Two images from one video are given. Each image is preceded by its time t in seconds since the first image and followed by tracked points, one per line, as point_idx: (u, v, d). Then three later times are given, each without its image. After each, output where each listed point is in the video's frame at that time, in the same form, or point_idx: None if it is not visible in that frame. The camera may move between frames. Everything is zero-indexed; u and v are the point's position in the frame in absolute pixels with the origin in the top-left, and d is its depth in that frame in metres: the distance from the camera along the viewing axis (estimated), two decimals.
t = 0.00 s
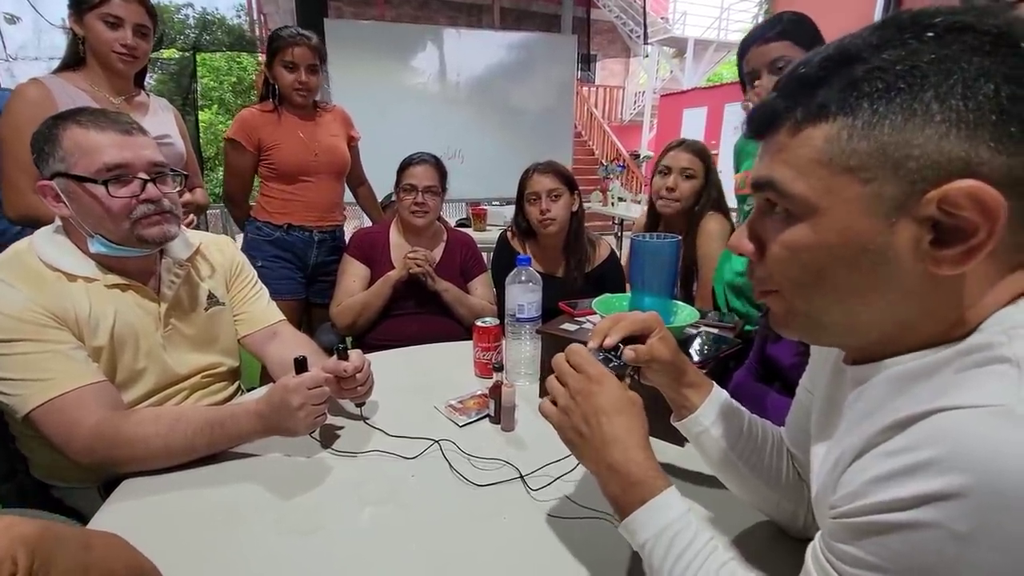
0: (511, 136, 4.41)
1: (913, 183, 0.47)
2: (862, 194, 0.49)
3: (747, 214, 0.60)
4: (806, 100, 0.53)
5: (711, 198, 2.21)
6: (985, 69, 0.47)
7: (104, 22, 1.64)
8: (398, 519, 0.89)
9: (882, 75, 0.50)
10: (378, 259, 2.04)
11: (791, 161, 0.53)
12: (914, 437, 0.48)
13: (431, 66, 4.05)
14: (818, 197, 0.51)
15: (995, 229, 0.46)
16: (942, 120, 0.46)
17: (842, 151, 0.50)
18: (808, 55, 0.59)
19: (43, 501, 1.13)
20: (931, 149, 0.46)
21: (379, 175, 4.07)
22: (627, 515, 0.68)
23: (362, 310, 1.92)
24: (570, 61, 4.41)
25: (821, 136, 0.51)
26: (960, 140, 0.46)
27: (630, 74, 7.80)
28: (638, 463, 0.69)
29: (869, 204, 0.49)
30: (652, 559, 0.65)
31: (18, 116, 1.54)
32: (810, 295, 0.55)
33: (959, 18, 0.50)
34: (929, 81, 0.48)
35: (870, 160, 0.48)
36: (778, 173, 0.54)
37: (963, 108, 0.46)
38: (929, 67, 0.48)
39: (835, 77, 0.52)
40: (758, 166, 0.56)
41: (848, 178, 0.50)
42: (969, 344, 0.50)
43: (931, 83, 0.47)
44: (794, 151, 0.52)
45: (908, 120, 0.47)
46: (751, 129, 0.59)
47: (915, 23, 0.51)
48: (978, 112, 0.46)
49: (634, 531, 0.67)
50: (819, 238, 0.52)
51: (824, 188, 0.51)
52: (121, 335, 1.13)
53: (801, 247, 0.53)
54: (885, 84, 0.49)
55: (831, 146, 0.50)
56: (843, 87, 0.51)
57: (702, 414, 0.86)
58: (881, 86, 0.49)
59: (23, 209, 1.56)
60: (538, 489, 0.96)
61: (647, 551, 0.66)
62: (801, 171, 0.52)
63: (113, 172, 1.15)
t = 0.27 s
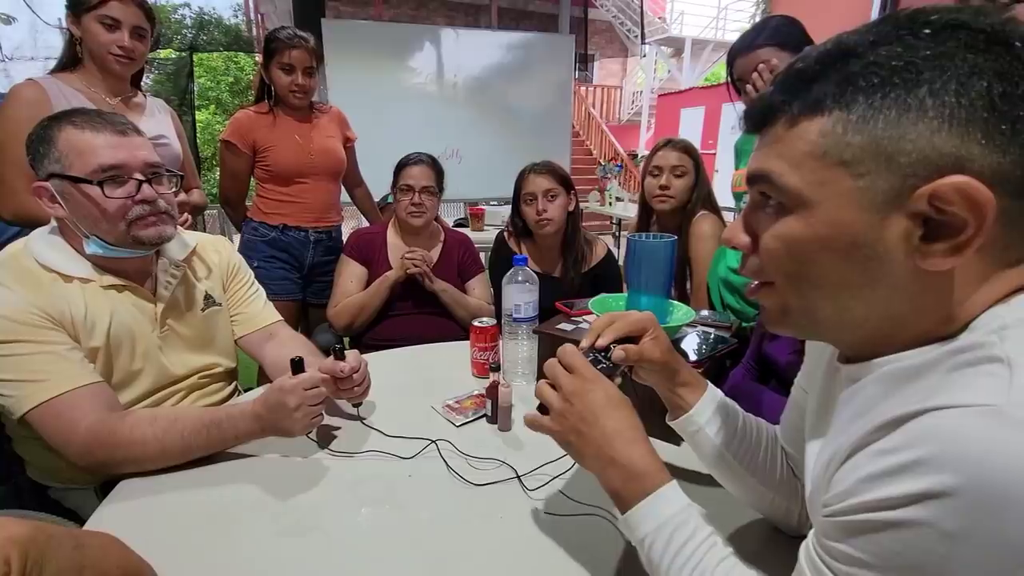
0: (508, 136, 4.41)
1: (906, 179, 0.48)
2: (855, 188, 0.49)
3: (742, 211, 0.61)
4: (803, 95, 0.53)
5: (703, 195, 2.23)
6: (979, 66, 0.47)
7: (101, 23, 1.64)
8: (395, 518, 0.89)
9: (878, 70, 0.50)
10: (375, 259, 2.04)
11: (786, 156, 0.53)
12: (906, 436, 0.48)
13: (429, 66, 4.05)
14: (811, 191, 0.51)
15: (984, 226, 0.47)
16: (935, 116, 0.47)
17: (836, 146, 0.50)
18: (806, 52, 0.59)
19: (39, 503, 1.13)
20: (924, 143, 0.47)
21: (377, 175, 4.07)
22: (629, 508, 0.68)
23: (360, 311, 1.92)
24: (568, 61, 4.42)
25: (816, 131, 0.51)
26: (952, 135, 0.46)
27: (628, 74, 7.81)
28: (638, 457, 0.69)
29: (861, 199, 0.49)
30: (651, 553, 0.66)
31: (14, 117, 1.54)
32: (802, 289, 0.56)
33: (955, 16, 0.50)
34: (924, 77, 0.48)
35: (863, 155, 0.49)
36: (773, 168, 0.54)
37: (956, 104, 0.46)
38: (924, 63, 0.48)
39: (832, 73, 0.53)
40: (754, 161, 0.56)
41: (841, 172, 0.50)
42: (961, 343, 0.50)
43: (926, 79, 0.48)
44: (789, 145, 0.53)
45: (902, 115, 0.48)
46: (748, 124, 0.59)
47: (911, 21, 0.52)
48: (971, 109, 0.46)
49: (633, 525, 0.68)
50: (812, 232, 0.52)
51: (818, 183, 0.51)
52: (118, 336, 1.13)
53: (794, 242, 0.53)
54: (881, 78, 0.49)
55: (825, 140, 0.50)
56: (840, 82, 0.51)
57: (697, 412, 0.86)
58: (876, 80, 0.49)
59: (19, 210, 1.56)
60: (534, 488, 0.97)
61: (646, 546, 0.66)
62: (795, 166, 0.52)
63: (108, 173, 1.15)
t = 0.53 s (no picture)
0: (506, 136, 4.41)
1: (900, 175, 0.48)
2: (849, 184, 0.50)
3: (738, 208, 0.61)
4: (799, 91, 0.54)
5: (695, 190, 2.24)
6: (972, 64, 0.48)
7: (99, 25, 1.64)
8: (393, 517, 0.89)
9: (873, 67, 0.50)
10: (373, 259, 2.04)
11: (782, 153, 0.53)
12: (895, 431, 0.48)
13: (427, 65, 4.05)
14: (806, 187, 0.52)
15: (975, 223, 0.47)
16: (928, 112, 0.47)
17: (831, 142, 0.50)
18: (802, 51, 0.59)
19: (37, 504, 1.13)
20: (918, 139, 0.47)
21: (376, 175, 4.06)
22: (629, 500, 0.68)
23: (358, 311, 1.92)
24: (567, 60, 4.42)
25: (811, 127, 0.51)
26: (945, 132, 0.46)
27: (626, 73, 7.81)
28: (637, 452, 0.69)
29: (856, 195, 0.50)
30: (650, 545, 0.66)
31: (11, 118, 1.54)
32: (797, 286, 0.56)
33: (950, 15, 0.51)
34: (918, 74, 0.48)
35: (858, 150, 0.49)
36: (769, 164, 0.54)
37: (949, 101, 0.47)
38: (919, 60, 0.49)
39: (828, 70, 0.53)
40: (751, 158, 0.57)
41: (836, 168, 0.50)
42: (952, 340, 0.50)
43: (920, 76, 0.48)
44: (785, 141, 0.53)
45: (896, 111, 0.48)
46: (745, 121, 0.59)
47: (906, 21, 0.52)
48: (964, 106, 0.46)
49: (632, 518, 0.68)
50: (808, 227, 0.52)
51: (813, 179, 0.51)
52: (115, 336, 1.13)
53: (789, 236, 0.54)
54: (876, 75, 0.50)
55: (821, 136, 0.51)
56: (836, 79, 0.52)
57: (691, 412, 0.87)
58: (872, 77, 0.50)
59: (16, 211, 1.56)
60: (532, 486, 0.97)
61: (645, 539, 0.67)
62: (790, 163, 0.52)
63: (105, 173, 1.15)
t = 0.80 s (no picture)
0: (505, 135, 4.41)
1: (891, 175, 0.48)
2: (841, 184, 0.50)
3: (733, 208, 0.61)
4: (792, 93, 0.54)
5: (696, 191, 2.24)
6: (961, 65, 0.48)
7: (96, 25, 1.64)
8: (391, 515, 0.89)
9: (863, 68, 0.51)
10: (372, 258, 2.04)
11: (775, 154, 0.53)
12: (887, 427, 0.49)
13: (426, 65, 4.05)
14: (799, 187, 0.52)
15: (965, 221, 0.47)
16: (918, 112, 0.47)
17: (822, 142, 0.50)
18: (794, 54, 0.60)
19: (36, 503, 1.13)
20: (907, 139, 0.47)
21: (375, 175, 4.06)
22: (629, 494, 0.69)
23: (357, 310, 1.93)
24: (565, 60, 4.42)
25: (803, 128, 0.52)
26: (934, 132, 0.47)
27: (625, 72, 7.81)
28: (633, 449, 0.70)
29: (847, 195, 0.50)
30: (648, 539, 0.67)
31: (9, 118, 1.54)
32: (789, 285, 0.56)
33: (939, 17, 0.51)
34: (907, 75, 0.48)
35: (849, 150, 0.49)
36: (762, 165, 0.54)
37: (938, 101, 0.47)
38: (908, 62, 0.49)
39: (820, 71, 0.53)
40: (745, 158, 0.57)
41: (828, 168, 0.50)
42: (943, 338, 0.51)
43: (909, 77, 0.48)
44: (777, 142, 0.53)
45: (886, 112, 0.48)
46: (739, 122, 0.59)
47: (896, 22, 0.53)
48: (953, 107, 0.47)
49: (632, 512, 0.68)
50: (800, 226, 0.53)
51: (806, 179, 0.52)
52: (114, 336, 1.13)
53: (782, 236, 0.54)
54: (866, 77, 0.50)
55: (813, 137, 0.51)
56: (827, 80, 0.52)
57: (687, 411, 0.87)
58: (862, 78, 0.50)
59: (14, 211, 1.56)
60: (529, 485, 0.97)
61: (644, 533, 0.67)
62: (783, 163, 0.53)
63: (103, 173, 1.15)
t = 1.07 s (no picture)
0: (505, 135, 4.41)
1: (891, 173, 0.48)
2: (842, 182, 0.50)
3: (734, 206, 0.61)
4: (793, 92, 0.54)
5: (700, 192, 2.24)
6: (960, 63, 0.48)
7: (96, 25, 1.64)
8: (393, 513, 0.89)
9: (864, 67, 0.51)
10: (372, 258, 2.04)
11: (776, 152, 0.54)
12: (886, 423, 0.49)
13: (425, 65, 4.06)
14: (799, 185, 0.52)
15: (965, 217, 0.47)
16: (918, 111, 0.47)
17: (822, 141, 0.51)
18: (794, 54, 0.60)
19: (38, 503, 1.13)
20: (907, 137, 0.47)
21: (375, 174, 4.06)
22: (628, 494, 0.69)
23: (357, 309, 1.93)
24: (565, 59, 4.42)
25: (804, 127, 0.52)
26: (934, 130, 0.47)
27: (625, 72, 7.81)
28: (635, 447, 0.70)
29: (848, 193, 0.50)
30: (648, 537, 0.67)
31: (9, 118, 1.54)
32: (791, 283, 0.57)
33: (938, 17, 0.51)
34: (907, 73, 0.49)
35: (850, 149, 0.49)
36: (764, 164, 0.55)
37: (937, 99, 0.47)
38: (908, 60, 0.49)
39: (821, 70, 0.53)
40: (746, 157, 0.57)
41: (828, 166, 0.51)
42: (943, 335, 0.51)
43: (909, 75, 0.48)
44: (779, 141, 0.53)
45: (886, 110, 0.48)
46: (740, 121, 0.60)
47: (896, 22, 0.53)
48: (952, 105, 0.47)
49: (632, 510, 0.68)
50: (801, 224, 0.53)
51: (806, 177, 0.52)
52: (115, 335, 1.13)
53: (784, 234, 0.54)
54: (867, 75, 0.50)
55: (813, 135, 0.51)
56: (827, 79, 0.52)
57: (687, 409, 0.87)
58: (863, 77, 0.50)
59: (14, 211, 1.56)
60: (530, 483, 0.97)
61: (644, 530, 0.67)
62: (784, 161, 0.53)
63: (104, 172, 1.15)
